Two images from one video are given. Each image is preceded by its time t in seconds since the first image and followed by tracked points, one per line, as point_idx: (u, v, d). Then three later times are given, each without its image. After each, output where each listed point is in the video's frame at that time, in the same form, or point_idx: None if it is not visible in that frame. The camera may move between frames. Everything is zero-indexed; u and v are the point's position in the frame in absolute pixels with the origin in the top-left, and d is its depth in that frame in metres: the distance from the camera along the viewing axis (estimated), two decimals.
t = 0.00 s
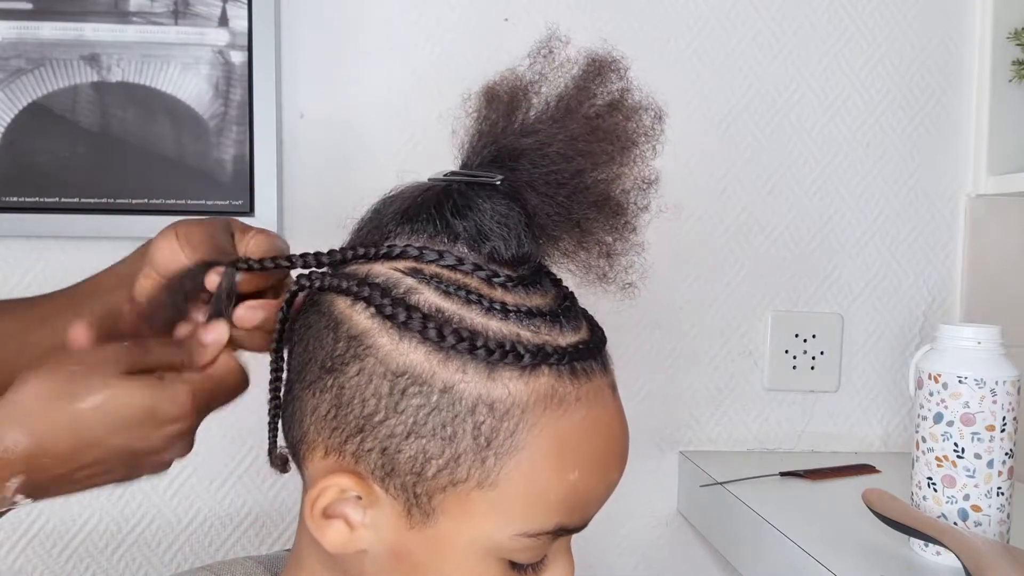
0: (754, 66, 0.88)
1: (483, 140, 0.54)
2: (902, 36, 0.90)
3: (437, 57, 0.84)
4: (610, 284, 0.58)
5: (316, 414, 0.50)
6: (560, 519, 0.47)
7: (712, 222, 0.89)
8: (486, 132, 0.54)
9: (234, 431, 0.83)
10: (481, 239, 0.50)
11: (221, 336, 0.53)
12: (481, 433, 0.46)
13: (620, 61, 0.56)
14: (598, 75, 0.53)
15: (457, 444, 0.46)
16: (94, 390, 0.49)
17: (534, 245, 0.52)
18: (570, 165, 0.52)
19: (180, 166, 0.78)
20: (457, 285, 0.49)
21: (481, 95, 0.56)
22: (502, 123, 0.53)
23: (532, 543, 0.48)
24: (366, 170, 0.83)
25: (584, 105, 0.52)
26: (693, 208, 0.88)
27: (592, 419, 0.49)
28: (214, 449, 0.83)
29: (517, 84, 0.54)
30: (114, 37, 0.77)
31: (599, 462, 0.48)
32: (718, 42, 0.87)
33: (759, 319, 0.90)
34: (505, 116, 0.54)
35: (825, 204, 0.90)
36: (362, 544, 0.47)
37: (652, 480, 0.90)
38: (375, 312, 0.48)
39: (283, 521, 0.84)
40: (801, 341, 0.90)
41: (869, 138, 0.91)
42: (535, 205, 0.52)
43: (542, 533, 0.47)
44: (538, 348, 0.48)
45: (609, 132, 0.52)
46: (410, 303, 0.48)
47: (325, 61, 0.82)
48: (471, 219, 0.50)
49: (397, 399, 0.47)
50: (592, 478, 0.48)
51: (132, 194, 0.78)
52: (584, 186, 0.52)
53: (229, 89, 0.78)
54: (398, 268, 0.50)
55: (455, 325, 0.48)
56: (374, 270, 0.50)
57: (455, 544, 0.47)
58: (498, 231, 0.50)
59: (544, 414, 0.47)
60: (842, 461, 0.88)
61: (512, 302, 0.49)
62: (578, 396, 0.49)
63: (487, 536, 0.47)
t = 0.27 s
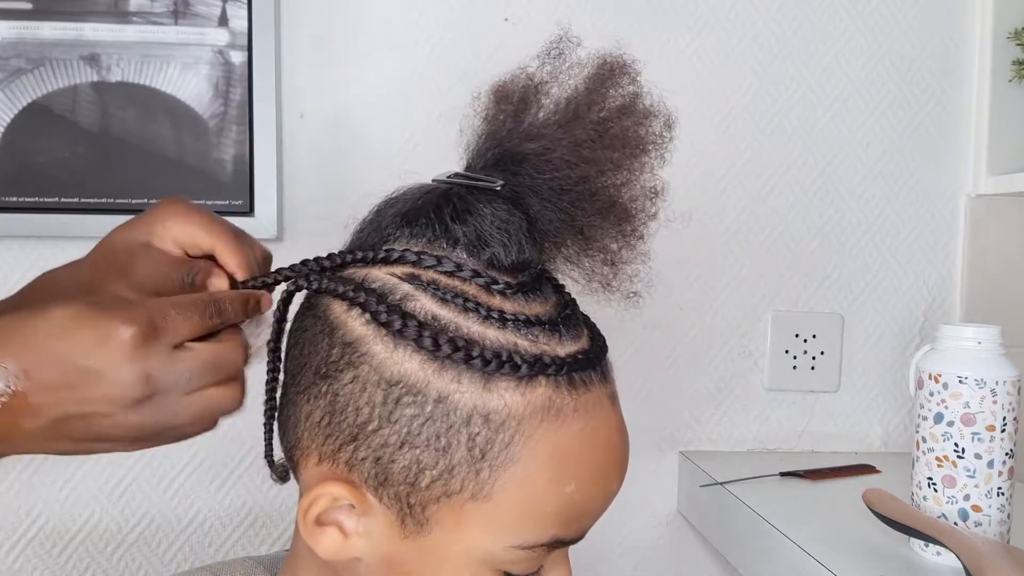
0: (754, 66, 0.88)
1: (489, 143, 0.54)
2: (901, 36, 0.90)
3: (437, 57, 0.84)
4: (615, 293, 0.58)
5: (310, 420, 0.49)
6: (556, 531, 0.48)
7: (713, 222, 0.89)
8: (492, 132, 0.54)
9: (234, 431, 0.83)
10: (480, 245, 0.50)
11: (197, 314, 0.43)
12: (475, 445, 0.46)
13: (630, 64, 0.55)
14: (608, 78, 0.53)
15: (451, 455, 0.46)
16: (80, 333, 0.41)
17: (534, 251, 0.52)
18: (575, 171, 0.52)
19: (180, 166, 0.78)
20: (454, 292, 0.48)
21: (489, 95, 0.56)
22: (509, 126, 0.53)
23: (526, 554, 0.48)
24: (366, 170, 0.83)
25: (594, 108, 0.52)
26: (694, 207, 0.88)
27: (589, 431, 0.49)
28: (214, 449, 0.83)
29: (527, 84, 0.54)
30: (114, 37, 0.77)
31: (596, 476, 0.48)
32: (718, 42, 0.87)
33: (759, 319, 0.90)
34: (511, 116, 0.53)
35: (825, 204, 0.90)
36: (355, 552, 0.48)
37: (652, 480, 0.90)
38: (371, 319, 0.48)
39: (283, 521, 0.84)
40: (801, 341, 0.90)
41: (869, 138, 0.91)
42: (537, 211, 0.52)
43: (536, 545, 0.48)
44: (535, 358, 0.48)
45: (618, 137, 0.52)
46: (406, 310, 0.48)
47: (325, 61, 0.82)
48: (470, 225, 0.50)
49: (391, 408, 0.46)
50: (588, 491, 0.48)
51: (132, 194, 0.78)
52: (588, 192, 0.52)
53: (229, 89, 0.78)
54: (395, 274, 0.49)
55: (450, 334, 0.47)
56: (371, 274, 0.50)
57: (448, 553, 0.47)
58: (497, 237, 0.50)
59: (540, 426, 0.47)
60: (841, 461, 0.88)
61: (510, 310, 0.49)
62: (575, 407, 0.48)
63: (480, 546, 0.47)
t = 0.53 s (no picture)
0: (754, 65, 0.88)
1: (473, 140, 0.54)
2: (901, 36, 0.90)
3: (436, 56, 0.84)
4: (604, 287, 0.58)
5: (299, 414, 0.50)
6: (543, 525, 0.47)
7: (713, 222, 0.89)
8: (477, 130, 0.54)
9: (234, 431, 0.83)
10: (465, 239, 0.49)
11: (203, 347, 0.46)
12: (458, 436, 0.46)
13: (612, 59, 0.56)
14: (589, 72, 0.54)
15: (434, 446, 0.46)
16: (93, 338, 0.43)
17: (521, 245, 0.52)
18: (559, 164, 0.52)
19: (179, 166, 0.78)
20: (438, 285, 0.48)
21: (474, 94, 0.57)
22: (493, 122, 0.54)
23: (513, 548, 0.47)
24: (366, 170, 0.83)
25: (575, 102, 0.52)
26: (694, 207, 0.88)
27: (575, 424, 0.48)
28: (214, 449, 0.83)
29: (511, 82, 0.55)
30: (114, 37, 0.77)
31: (584, 469, 0.48)
32: (718, 41, 0.87)
33: (760, 319, 0.90)
34: (496, 113, 0.54)
35: (825, 204, 0.90)
36: (344, 545, 0.47)
37: (652, 480, 0.90)
38: (355, 312, 0.48)
39: (283, 521, 0.84)
40: (801, 341, 0.90)
41: (869, 138, 0.91)
42: (523, 205, 0.52)
43: (524, 539, 0.47)
44: (519, 350, 0.47)
45: (601, 129, 0.52)
46: (390, 303, 0.48)
47: (324, 61, 0.82)
48: (455, 219, 0.50)
49: (374, 400, 0.46)
50: (575, 484, 0.47)
51: (132, 194, 0.78)
52: (573, 185, 0.52)
53: (228, 89, 0.78)
54: (381, 268, 0.50)
55: (433, 326, 0.47)
56: (357, 270, 0.50)
57: (435, 547, 0.47)
58: (482, 231, 0.50)
59: (524, 418, 0.47)
60: (842, 461, 0.88)
61: (495, 303, 0.49)
62: (560, 400, 0.48)
63: (466, 540, 0.46)
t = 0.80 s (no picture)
0: (754, 65, 0.88)
1: (470, 140, 0.54)
2: (901, 36, 0.90)
3: (436, 57, 0.84)
4: (602, 289, 0.57)
5: (288, 414, 0.50)
6: (531, 531, 0.47)
7: (713, 222, 0.89)
8: (473, 128, 0.54)
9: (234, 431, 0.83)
10: (455, 240, 0.49)
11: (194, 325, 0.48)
12: (444, 439, 0.46)
13: (612, 59, 0.56)
14: (587, 72, 0.53)
15: (420, 449, 0.46)
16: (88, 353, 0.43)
17: (513, 245, 0.51)
18: (553, 164, 0.52)
19: (179, 166, 0.78)
20: (427, 287, 0.48)
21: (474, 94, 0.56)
22: (491, 122, 0.53)
23: (501, 553, 0.47)
24: (365, 170, 0.83)
25: (572, 101, 0.52)
26: (694, 207, 0.88)
27: (564, 430, 0.48)
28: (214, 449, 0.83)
29: (509, 80, 0.54)
30: (114, 37, 0.77)
31: (573, 475, 0.47)
32: (718, 41, 0.87)
33: (760, 319, 0.90)
34: (493, 112, 0.53)
35: (825, 204, 0.90)
36: (332, 546, 0.48)
37: (652, 480, 0.90)
38: (343, 313, 0.48)
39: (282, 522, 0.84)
40: (801, 341, 0.90)
41: (869, 138, 0.91)
42: (515, 206, 0.52)
43: (511, 544, 0.47)
44: (507, 353, 0.47)
45: (597, 129, 0.52)
46: (377, 304, 0.48)
47: (324, 61, 0.82)
48: (445, 220, 0.49)
49: (360, 402, 0.46)
50: (564, 490, 0.47)
51: (132, 194, 0.78)
52: (568, 186, 0.52)
53: (228, 89, 0.78)
54: (370, 268, 0.49)
55: (420, 327, 0.47)
56: (346, 270, 0.50)
57: (422, 550, 0.47)
58: (472, 232, 0.49)
59: (511, 421, 0.47)
60: (842, 461, 0.88)
61: (483, 305, 0.49)
62: (549, 404, 0.48)
63: (453, 544, 0.47)
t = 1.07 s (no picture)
0: (754, 65, 0.88)
1: (437, 135, 0.54)
2: (901, 36, 0.90)
3: (436, 57, 0.84)
4: (574, 281, 0.59)
5: (256, 415, 0.50)
6: (498, 527, 0.46)
7: (712, 222, 0.89)
8: (440, 124, 0.54)
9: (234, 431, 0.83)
10: (416, 238, 0.49)
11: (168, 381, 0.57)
12: (404, 437, 0.46)
13: (575, 48, 0.57)
14: (551, 62, 0.54)
15: (380, 447, 0.46)
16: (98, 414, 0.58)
17: (479, 241, 0.51)
18: (518, 157, 0.52)
19: (179, 166, 0.78)
20: (387, 285, 0.48)
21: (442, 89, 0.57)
22: (456, 117, 0.54)
23: (470, 550, 0.47)
24: (365, 170, 0.83)
25: (537, 92, 0.53)
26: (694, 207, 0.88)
27: (526, 426, 0.47)
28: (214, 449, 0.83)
29: (477, 74, 0.54)
30: (114, 37, 0.77)
31: (538, 472, 0.47)
32: (718, 41, 0.87)
33: (760, 319, 0.90)
34: (460, 107, 0.54)
35: (825, 204, 0.90)
36: (304, 545, 0.48)
37: (652, 480, 0.90)
38: (303, 313, 0.48)
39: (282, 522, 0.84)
40: (801, 341, 0.90)
41: (869, 137, 0.91)
42: (482, 200, 0.52)
43: (478, 541, 0.47)
44: (467, 349, 0.47)
45: (561, 119, 0.53)
46: (336, 304, 0.48)
47: (324, 61, 0.82)
48: (407, 217, 0.49)
49: (320, 402, 0.46)
50: (529, 487, 0.46)
51: (132, 194, 0.78)
52: (535, 177, 0.53)
53: (228, 89, 0.78)
54: (331, 269, 0.49)
55: (378, 326, 0.47)
56: (310, 270, 0.50)
57: (391, 547, 0.47)
58: (434, 229, 0.49)
59: (472, 418, 0.46)
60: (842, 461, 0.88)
61: (445, 302, 0.48)
62: (512, 400, 0.47)
63: (420, 541, 0.47)
